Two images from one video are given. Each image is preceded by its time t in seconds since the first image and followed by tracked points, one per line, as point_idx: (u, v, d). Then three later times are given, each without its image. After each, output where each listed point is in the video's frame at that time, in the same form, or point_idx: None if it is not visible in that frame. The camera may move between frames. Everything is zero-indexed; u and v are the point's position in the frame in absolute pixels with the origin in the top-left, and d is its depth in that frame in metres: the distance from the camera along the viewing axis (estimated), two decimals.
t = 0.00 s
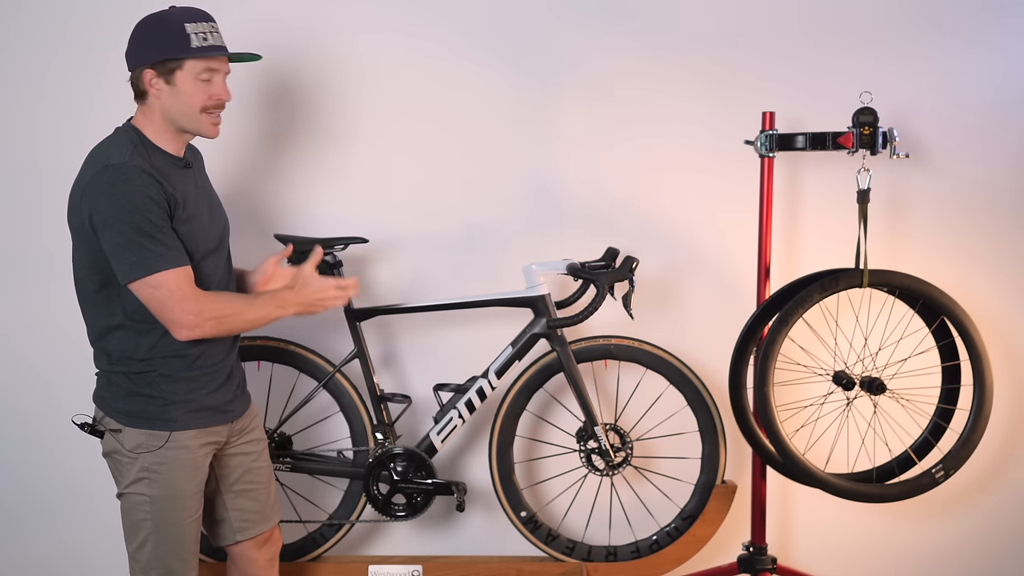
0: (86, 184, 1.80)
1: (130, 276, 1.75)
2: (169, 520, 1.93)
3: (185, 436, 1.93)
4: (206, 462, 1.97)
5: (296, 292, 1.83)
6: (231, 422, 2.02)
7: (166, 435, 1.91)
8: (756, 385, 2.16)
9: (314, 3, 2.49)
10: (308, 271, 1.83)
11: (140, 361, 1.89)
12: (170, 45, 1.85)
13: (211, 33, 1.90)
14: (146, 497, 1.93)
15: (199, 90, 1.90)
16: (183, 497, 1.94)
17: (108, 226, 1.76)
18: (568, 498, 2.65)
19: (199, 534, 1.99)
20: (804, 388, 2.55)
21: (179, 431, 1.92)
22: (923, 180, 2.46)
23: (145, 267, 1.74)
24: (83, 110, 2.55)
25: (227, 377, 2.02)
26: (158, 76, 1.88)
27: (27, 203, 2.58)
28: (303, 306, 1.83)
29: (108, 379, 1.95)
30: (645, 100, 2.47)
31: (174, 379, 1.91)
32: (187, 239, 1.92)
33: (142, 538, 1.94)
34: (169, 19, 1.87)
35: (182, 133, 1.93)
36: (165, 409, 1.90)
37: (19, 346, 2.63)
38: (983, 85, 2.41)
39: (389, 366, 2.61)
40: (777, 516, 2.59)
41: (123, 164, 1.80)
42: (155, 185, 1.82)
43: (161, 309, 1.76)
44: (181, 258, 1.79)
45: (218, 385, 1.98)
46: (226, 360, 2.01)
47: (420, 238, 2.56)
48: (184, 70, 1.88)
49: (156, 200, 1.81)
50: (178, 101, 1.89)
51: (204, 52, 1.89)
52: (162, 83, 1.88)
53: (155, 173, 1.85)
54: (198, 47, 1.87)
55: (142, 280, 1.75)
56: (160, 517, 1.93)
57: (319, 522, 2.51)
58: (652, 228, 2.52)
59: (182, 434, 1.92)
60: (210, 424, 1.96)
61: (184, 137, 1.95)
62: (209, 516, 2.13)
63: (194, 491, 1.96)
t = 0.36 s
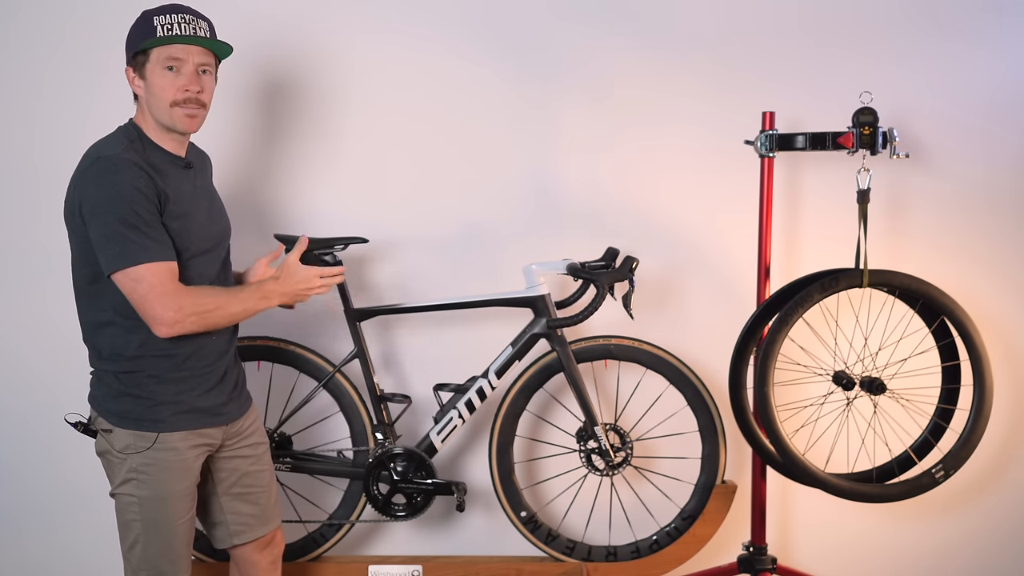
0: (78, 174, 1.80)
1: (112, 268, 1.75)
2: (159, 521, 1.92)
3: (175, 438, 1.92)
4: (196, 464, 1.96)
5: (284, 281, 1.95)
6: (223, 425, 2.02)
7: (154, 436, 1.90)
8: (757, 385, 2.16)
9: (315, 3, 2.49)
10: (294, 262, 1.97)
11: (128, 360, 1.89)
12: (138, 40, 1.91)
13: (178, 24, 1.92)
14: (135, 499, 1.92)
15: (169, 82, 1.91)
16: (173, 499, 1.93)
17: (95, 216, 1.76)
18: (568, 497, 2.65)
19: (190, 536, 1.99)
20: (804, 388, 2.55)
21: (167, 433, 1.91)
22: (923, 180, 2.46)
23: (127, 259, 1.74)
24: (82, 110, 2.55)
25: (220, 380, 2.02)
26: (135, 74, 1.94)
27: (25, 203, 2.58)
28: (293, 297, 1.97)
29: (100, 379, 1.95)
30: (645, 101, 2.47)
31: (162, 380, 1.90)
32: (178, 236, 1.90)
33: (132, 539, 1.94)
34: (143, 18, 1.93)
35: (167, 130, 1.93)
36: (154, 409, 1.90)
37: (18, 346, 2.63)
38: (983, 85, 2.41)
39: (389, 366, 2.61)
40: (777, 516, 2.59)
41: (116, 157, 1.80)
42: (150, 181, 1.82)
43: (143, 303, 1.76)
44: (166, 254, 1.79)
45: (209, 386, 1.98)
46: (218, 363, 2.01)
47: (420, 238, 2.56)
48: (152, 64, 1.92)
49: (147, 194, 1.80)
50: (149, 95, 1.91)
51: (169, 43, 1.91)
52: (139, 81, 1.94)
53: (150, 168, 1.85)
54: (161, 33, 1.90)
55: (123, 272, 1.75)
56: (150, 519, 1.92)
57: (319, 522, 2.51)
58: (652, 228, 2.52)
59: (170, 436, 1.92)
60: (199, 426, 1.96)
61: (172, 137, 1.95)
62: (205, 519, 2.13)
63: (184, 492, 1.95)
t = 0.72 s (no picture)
0: (79, 169, 1.81)
1: (111, 261, 1.75)
2: (156, 522, 1.92)
3: (171, 439, 1.92)
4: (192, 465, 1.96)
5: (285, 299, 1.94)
6: (221, 427, 2.01)
7: (151, 437, 1.90)
8: (757, 385, 2.16)
9: (314, 3, 2.49)
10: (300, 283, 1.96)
11: (126, 359, 1.89)
12: (139, 37, 1.92)
13: (180, 21, 1.93)
14: (132, 500, 1.92)
15: (169, 77, 1.92)
16: (170, 500, 1.93)
17: (95, 210, 1.76)
18: (568, 497, 2.65)
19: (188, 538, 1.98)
20: (804, 388, 2.55)
21: (164, 434, 1.91)
22: (923, 180, 2.46)
23: (126, 253, 1.74)
24: (81, 110, 2.55)
25: (218, 381, 2.01)
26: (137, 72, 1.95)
27: (25, 203, 2.58)
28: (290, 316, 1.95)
29: (98, 379, 1.95)
30: (645, 101, 2.47)
31: (158, 381, 1.90)
32: (177, 232, 1.90)
33: (130, 540, 1.94)
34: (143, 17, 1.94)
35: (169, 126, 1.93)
36: (150, 410, 1.90)
37: (17, 345, 2.62)
38: (982, 85, 2.41)
39: (389, 366, 2.61)
40: (777, 516, 2.59)
41: (115, 152, 1.80)
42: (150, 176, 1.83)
43: (141, 296, 1.76)
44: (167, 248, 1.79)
45: (206, 388, 1.98)
46: (217, 364, 2.01)
47: (420, 238, 2.56)
48: (153, 60, 1.93)
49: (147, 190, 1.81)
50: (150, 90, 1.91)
51: (171, 39, 1.93)
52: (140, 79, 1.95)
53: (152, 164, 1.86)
54: (159, 29, 1.90)
55: (122, 265, 1.75)
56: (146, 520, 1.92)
57: (319, 522, 2.51)
58: (651, 228, 2.52)
59: (166, 437, 1.91)
60: (196, 428, 1.95)
61: (174, 132, 1.94)
62: (205, 521, 2.13)
63: (180, 494, 1.95)
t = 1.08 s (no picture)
0: (84, 166, 1.81)
1: (117, 258, 1.74)
2: (159, 523, 1.92)
3: (174, 440, 1.92)
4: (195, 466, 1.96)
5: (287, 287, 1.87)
6: (223, 427, 2.02)
7: (154, 438, 1.90)
8: (757, 384, 2.16)
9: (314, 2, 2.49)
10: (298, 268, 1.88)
11: (127, 358, 1.89)
12: (139, 33, 1.92)
13: (179, 13, 1.95)
14: (134, 500, 1.92)
15: (174, 70, 1.93)
16: (172, 501, 1.93)
17: (102, 207, 1.76)
18: (568, 497, 2.65)
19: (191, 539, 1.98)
20: (804, 388, 2.55)
21: (167, 435, 1.91)
22: (922, 180, 2.46)
23: (133, 250, 1.74)
24: (82, 109, 2.55)
25: (221, 381, 2.02)
26: (139, 69, 1.94)
27: (25, 202, 2.58)
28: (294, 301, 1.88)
29: (100, 379, 1.95)
30: (645, 101, 2.47)
31: (162, 382, 1.90)
32: (183, 230, 1.90)
33: (132, 540, 1.93)
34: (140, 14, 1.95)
35: (175, 120, 1.93)
36: (153, 411, 1.90)
37: (17, 345, 2.62)
38: (982, 86, 2.41)
39: (389, 367, 2.61)
40: (777, 516, 2.59)
41: (121, 150, 1.80)
42: (155, 174, 1.83)
43: (146, 294, 1.75)
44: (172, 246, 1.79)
45: (209, 388, 1.98)
46: (220, 364, 2.01)
47: (420, 239, 2.56)
48: (156, 54, 1.93)
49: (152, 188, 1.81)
50: (155, 86, 1.91)
51: (173, 32, 1.94)
52: (143, 76, 1.94)
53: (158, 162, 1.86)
54: (161, 23, 1.92)
55: (128, 262, 1.75)
56: (149, 521, 1.92)
57: (319, 522, 2.51)
58: (651, 228, 2.52)
59: (169, 438, 1.91)
60: (199, 429, 1.96)
61: (180, 127, 1.95)
62: (208, 520, 2.13)
63: (183, 495, 1.94)
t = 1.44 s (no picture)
0: (94, 169, 1.81)
1: (125, 262, 1.76)
2: (170, 521, 1.92)
3: (187, 439, 1.92)
4: (208, 466, 1.96)
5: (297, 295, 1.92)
6: (239, 427, 2.01)
7: (168, 436, 1.91)
8: (757, 385, 2.16)
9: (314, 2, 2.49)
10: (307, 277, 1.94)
11: (146, 358, 1.89)
12: (143, 36, 1.92)
13: (182, 15, 1.95)
14: (147, 497, 1.93)
15: (180, 72, 1.93)
16: (184, 500, 1.93)
17: (111, 210, 1.77)
18: (568, 497, 2.65)
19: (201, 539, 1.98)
20: (803, 388, 2.55)
21: (181, 434, 1.91)
22: (922, 180, 2.46)
23: (141, 255, 1.75)
24: (83, 109, 2.55)
25: (237, 381, 2.01)
26: (145, 72, 1.94)
27: (26, 202, 2.58)
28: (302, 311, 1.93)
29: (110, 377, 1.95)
30: (645, 101, 2.47)
31: (178, 381, 1.90)
32: (194, 232, 1.89)
33: (143, 538, 1.94)
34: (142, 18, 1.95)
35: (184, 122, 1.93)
36: (170, 409, 1.90)
37: (18, 344, 2.62)
38: (982, 85, 2.41)
39: (389, 367, 2.61)
40: (777, 516, 2.59)
41: (129, 152, 1.81)
42: (163, 176, 1.82)
43: (153, 298, 1.76)
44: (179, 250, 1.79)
45: (224, 388, 1.97)
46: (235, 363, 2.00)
47: (420, 239, 2.56)
48: (161, 57, 1.93)
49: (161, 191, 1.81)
50: (162, 89, 1.91)
51: (178, 34, 1.94)
52: (149, 79, 1.94)
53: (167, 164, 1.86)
54: (164, 25, 1.92)
55: (136, 266, 1.76)
56: (161, 519, 1.92)
57: (319, 522, 2.51)
58: (651, 228, 2.52)
59: (183, 437, 1.92)
60: (214, 428, 1.95)
61: (188, 129, 1.95)
62: (217, 519, 2.14)
63: (195, 494, 1.94)
